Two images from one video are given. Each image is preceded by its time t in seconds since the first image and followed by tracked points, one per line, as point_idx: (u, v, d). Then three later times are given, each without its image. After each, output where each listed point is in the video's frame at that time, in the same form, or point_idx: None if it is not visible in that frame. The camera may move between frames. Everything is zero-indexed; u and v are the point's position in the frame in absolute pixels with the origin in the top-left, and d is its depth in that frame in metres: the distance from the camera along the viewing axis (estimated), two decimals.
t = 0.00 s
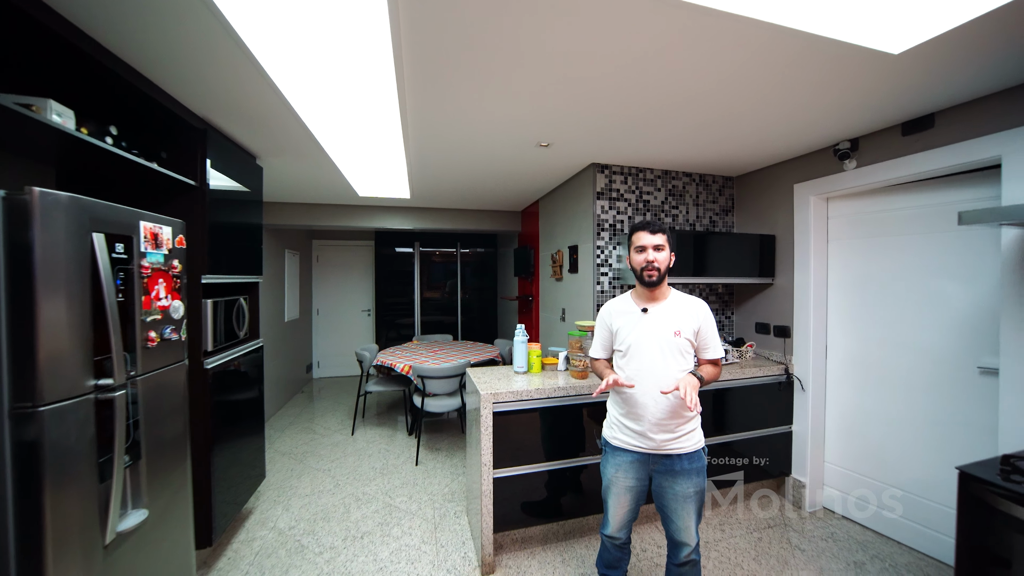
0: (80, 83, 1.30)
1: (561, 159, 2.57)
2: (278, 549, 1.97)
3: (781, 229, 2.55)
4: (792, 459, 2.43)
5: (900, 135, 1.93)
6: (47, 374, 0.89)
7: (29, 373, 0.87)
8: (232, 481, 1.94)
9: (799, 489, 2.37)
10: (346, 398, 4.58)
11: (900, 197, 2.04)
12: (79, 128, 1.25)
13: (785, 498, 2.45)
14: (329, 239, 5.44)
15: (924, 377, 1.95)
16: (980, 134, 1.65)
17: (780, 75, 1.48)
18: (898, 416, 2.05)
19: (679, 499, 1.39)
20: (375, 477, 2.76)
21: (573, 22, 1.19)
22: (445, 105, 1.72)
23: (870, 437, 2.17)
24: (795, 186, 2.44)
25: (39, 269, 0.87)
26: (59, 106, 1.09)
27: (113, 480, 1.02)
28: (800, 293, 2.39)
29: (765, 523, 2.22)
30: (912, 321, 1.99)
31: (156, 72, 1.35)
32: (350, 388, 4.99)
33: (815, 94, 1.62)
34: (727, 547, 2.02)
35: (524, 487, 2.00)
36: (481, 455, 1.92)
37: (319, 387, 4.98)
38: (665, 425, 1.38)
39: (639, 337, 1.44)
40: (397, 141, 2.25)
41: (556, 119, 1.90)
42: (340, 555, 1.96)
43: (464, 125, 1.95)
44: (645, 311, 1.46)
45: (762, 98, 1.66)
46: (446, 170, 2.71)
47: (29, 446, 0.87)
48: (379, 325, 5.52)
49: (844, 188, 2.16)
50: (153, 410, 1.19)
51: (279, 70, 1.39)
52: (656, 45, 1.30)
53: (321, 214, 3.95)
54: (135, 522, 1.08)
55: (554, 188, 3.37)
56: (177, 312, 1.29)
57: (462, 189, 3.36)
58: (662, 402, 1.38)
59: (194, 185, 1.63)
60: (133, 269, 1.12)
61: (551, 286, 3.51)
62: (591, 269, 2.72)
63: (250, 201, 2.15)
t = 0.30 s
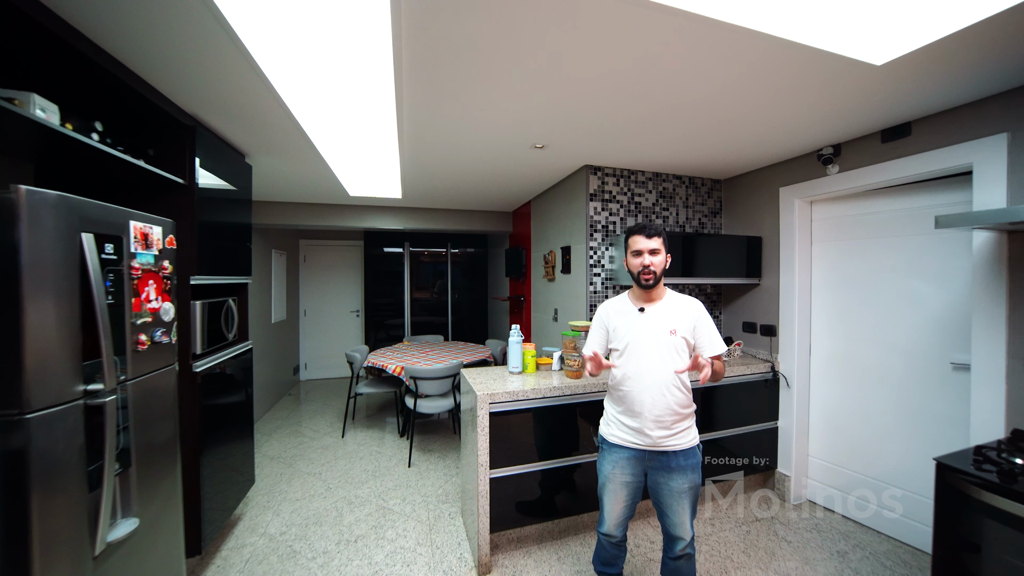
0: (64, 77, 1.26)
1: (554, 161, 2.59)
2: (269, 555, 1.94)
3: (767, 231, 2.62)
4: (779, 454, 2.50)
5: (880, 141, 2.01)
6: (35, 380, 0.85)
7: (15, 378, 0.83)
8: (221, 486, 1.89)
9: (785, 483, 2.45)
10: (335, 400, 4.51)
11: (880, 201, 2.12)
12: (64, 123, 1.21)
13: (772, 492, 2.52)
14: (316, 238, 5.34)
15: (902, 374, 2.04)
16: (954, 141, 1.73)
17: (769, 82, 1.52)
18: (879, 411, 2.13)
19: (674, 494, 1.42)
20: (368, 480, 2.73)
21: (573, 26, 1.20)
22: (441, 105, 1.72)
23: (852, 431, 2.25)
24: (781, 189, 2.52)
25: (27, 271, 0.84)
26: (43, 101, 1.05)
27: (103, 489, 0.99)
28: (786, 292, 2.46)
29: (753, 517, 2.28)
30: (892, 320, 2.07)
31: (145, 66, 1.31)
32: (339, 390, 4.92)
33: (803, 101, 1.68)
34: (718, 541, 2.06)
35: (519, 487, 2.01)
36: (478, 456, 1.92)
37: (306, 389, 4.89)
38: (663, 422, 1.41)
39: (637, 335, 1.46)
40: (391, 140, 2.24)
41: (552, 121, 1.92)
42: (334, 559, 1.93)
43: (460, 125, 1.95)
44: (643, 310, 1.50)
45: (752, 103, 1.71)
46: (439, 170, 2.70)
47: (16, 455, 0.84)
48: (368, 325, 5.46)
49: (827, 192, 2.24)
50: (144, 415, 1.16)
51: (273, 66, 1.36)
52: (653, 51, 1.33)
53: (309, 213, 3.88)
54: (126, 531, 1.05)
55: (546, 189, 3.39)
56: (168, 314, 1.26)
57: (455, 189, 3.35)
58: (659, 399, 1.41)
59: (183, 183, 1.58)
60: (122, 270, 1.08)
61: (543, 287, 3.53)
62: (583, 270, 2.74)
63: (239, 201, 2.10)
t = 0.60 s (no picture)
0: (43, 67, 1.20)
1: (547, 161, 2.60)
2: (260, 560, 1.90)
3: (753, 232, 2.69)
4: (764, 450, 2.57)
5: (861, 146, 2.09)
6: (18, 385, 0.82)
7: None
8: (209, 491, 1.85)
9: (771, 477, 2.53)
10: (323, 401, 4.44)
11: (860, 204, 2.21)
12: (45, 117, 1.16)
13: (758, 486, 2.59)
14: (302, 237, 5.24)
15: (881, 369, 2.12)
16: (930, 147, 1.81)
17: (760, 87, 1.57)
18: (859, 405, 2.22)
19: (657, 487, 1.45)
20: (359, 482, 2.70)
21: (573, 28, 1.21)
22: (437, 104, 1.71)
23: (836, 426, 2.33)
24: (767, 192, 2.59)
25: (12, 272, 0.80)
26: (24, 93, 1.00)
27: (92, 495, 0.95)
28: (772, 292, 2.53)
29: (741, 510, 2.34)
30: (871, 318, 2.16)
31: (131, 59, 1.27)
32: (327, 391, 4.84)
33: (790, 106, 1.73)
34: (708, 535, 2.11)
35: (514, 486, 2.02)
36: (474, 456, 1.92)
37: (293, 391, 4.80)
38: (645, 417, 1.44)
39: (618, 334, 1.49)
40: (384, 139, 2.22)
41: (546, 122, 1.93)
42: (326, 563, 1.90)
43: (454, 125, 1.94)
44: (625, 310, 1.52)
45: (742, 107, 1.75)
46: (431, 169, 2.69)
47: None
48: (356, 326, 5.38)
49: (811, 194, 2.32)
50: (132, 418, 1.12)
51: (266, 62, 1.34)
52: (649, 54, 1.35)
53: (296, 211, 3.81)
54: (115, 540, 1.01)
55: (538, 189, 3.41)
56: (156, 315, 1.22)
57: (446, 188, 3.33)
58: (642, 395, 1.44)
59: (169, 180, 1.54)
60: (110, 270, 1.05)
61: (534, 286, 3.55)
62: (575, 270, 2.77)
63: (227, 199, 2.05)
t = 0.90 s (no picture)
0: (26, 59, 1.16)
1: (541, 163, 2.62)
2: (251, 566, 1.87)
3: (741, 234, 2.76)
4: (752, 446, 2.64)
5: (844, 152, 2.17)
6: (9, 392, 0.79)
7: None
8: (198, 497, 1.81)
9: (758, 472, 2.60)
10: (312, 404, 4.37)
11: (842, 207, 2.30)
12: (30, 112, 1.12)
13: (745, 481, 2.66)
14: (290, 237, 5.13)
15: (863, 366, 2.21)
16: (909, 154, 1.89)
17: (751, 94, 1.61)
18: (843, 401, 2.30)
19: (637, 483, 1.47)
20: (351, 484, 2.67)
21: (574, 35, 1.23)
22: (434, 106, 1.71)
23: (823, 422, 2.40)
24: (754, 195, 2.66)
25: (5, 275, 0.78)
26: (10, 88, 0.97)
27: (85, 504, 0.93)
28: (759, 292, 2.60)
29: (731, 505, 2.40)
30: (852, 317, 2.25)
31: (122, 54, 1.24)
32: (315, 393, 4.77)
33: (779, 112, 1.79)
34: (699, 530, 2.16)
35: (511, 485, 2.03)
36: (471, 456, 1.92)
37: (280, 394, 4.70)
38: (623, 414, 1.47)
39: (594, 335, 1.54)
40: (378, 139, 2.20)
41: (543, 124, 1.95)
42: (321, 567, 1.88)
43: (451, 126, 1.94)
44: (600, 311, 1.56)
45: (734, 113, 1.80)
46: (425, 169, 2.68)
47: None
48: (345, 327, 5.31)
49: (796, 198, 2.40)
50: (125, 424, 1.10)
51: (261, 58, 1.31)
52: (646, 60, 1.38)
53: (284, 211, 3.73)
54: (108, 549, 0.99)
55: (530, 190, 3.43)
56: (149, 317, 1.19)
57: (439, 189, 3.32)
58: (618, 394, 1.48)
59: (159, 178, 1.50)
60: (102, 271, 1.02)
61: (527, 287, 3.56)
62: (568, 270, 2.80)
63: (216, 198, 2.00)
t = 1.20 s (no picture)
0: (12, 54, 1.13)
1: (534, 165, 2.65)
2: (243, 571, 1.84)
3: (728, 236, 2.84)
4: (738, 442, 2.72)
5: (826, 157, 2.26)
6: (5, 398, 0.77)
7: None
8: (188, 502, 1.77)
9: (745, 467, 2.68)
10: (300, 406, 4.30)
11: (824, 211, 2.39)
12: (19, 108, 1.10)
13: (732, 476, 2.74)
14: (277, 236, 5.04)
15: (844, 363, 2.30)
16: (886, 160, 1.98)
17: (741, 101, 1.67)
18: (825, 397, 2.39)
19: (613, 477, 1.48)
20: (344, 487, 2.65)
21: (573, 41, 1.26)
22: (431, 107, 1.72)
23: (808, 418, 2.48)
24: (740, 198, 2.74)
25: (2, 278, 0.76)
26: None
27: (80, 509, 0.91)
28: (745, 292, 2.68)
29: (719, 500, 2.47)
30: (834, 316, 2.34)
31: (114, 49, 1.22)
32: (303, 396, 4.69)
33: (766, 119, 1.85)
34: (690, 524, 2.22)
35: (507, 484, 2.05)
36: (468, 456, 1.93)
37: (267, 397, 4.62)
38: (606, 411, 1.51)
39: (579, 335, 1.57)
40: (372, 140, 2.20)
41: (538, 127, 1.98)
42: (315, 571, 1.87)
43: (446, 127, 1.96)
44: (585, 311, 1.59)
45: (723, 119, 1.86)
46: (419, 170, 2.68)
47: None
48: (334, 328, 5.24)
49: (780, 202, 2.48)
50: (119, 427, 1.08)
51: (258, 56, 1.31)
52: (641, 67, 1.42)
53: (272, 211, 3.67)
54: (105, 555, 0.97)
55: (522, 192, 3.46)
56: (143, 319, 1.17)
57: (431, 189, 3.32)
58: (601, 391, 1.52)
59: (150, 177, 1.47)
60: (96, 272, 1.00)
61: (519, 288, 3.59)
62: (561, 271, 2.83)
63: (206, 197, 1.97)
